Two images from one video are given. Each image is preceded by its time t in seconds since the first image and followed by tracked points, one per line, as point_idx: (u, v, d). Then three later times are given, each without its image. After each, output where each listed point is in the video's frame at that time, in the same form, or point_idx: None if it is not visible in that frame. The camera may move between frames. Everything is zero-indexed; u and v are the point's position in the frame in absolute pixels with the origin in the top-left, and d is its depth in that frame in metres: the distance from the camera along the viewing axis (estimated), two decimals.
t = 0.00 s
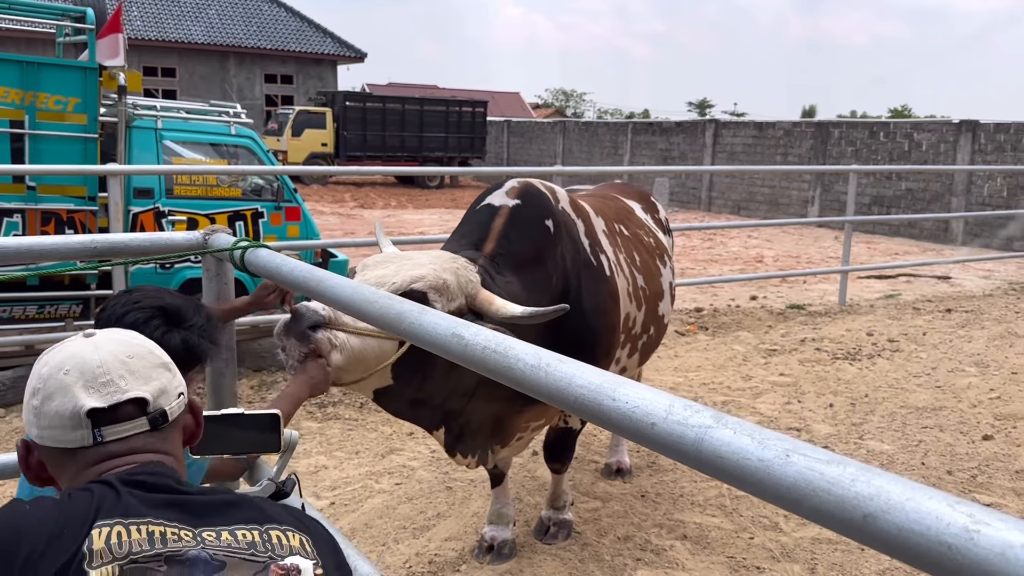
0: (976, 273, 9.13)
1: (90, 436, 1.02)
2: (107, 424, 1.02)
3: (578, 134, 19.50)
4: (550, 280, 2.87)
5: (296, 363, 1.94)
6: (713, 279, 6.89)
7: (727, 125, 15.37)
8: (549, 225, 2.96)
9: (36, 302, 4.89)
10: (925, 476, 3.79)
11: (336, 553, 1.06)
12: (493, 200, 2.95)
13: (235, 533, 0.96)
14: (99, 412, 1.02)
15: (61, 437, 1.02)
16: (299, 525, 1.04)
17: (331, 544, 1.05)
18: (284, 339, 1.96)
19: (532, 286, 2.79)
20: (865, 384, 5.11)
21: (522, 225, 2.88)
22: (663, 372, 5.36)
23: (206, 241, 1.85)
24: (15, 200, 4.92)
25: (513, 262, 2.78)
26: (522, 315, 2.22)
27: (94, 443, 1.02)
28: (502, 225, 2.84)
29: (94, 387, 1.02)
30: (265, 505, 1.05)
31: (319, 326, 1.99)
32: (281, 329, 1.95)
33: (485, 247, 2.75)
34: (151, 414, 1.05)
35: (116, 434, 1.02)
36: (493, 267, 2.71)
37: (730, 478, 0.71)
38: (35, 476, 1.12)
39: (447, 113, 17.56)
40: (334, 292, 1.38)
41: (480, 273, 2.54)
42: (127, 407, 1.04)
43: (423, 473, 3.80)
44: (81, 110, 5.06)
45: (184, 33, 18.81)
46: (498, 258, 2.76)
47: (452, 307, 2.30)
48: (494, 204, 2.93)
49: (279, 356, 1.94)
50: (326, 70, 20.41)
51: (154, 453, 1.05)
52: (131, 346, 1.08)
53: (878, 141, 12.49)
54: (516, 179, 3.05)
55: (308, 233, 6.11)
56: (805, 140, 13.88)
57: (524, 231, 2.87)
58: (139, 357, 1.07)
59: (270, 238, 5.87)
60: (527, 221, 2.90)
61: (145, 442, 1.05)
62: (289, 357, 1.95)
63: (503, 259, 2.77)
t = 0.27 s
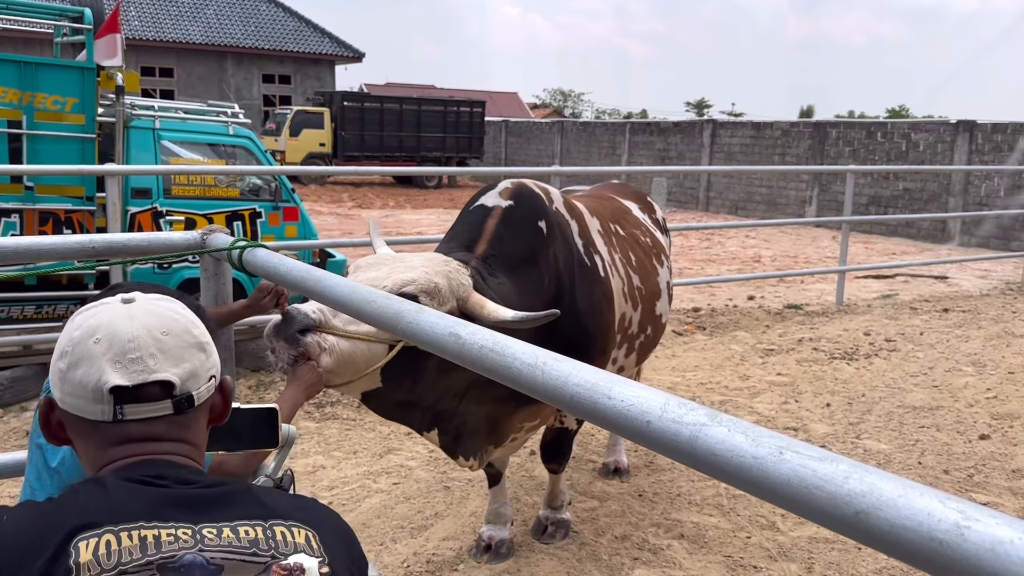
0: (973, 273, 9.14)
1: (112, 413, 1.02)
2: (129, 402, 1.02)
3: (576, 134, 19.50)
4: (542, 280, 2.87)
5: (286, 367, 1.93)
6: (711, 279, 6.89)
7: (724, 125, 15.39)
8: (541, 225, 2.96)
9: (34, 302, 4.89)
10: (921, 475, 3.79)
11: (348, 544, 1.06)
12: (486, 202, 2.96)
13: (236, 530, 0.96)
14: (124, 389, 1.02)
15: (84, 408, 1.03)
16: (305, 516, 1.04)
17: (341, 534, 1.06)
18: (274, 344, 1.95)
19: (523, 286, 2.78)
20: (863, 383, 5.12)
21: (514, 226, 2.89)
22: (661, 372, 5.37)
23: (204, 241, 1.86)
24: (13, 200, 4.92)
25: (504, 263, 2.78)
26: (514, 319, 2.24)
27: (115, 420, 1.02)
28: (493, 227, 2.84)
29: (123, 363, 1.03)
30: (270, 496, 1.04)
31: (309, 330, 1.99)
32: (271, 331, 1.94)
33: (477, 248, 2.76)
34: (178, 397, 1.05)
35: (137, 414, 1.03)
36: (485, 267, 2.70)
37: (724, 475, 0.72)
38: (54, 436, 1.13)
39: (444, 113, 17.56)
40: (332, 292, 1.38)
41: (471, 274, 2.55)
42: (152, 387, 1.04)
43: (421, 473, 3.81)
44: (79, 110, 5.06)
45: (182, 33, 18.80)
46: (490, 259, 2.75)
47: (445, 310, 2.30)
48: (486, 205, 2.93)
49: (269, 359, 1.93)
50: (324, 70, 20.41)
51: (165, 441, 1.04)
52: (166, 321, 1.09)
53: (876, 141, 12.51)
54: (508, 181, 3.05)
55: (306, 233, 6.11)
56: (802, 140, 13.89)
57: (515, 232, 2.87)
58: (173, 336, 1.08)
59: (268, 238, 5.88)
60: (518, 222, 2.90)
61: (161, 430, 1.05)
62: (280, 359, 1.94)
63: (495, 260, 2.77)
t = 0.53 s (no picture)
0: (972, 273, 9.14)
1: (119, 443, 0.98)
2: (136, 433, 0.98)
3: (575, 134, 19.51)
4: (534, 281, 2.87)
5: (285, 370, 1.92)
6: (710, 279, 6.90)
7: (723, 125, 15.40)
8: (533, 227, 2.97)
9: (33, 303, 4.89)
10: (920, 476, 3.80)
11: (364, 569, 1.01)
12: (477, 205, 2.97)
13: None
14: (130, 421, 0.98)
15: (93, 435, 1.00)
16: (314, 551, 0.99)
17: (358, 566, 1.01)
18: (273, 348, 1.94)
19: (515, 288, 2.79)
20: (861, 384, 5.12)
21: (506, 228, 2.89)
22: (660, 372, 5.38)
23: (203, 242, 1.86)
24: (13, 201, 4.92)
25: (495, 265, 2.78)
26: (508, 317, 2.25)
27: (122, 450, 0.99)
28: (484, 229, 2.84)
29: (131, 393, 0.98)
30: (279, 536, 0.98)
31: (308, 333, 1.99)
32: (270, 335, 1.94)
33: (467, 250, 2.76)
34: (190, 429, 1.00)
35: (144, 446, 0.99)
36: (475, 269, 2.71)
37: (721, 476, 0.72)
38: (68, 450, 1.12)
39: (444, 113, 17.57)
40: (330, 294, 1.39)
41: (461, 275, 2.55)
42: (160, 420, 0.99)
43: (420, 473, 3.81)
44: (78, 110, 5.06)
45: (181, 33, 18.80)
46: (480, 261, 2.76)
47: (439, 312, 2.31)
48: (477, 208, 2.94)
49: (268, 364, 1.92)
50: (323, 70, 20.41)
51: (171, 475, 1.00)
52: (184, 343, 1.03)
53: (874, 141, 12.52)
54: (501, 182, 3.06)
55: (305, 233, 6.12)
56: (801, 140, 13.90)
57: (506, 234, 2.87)
58: (189, 361, 1.02)
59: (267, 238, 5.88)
60: (510, 224, 2.91)
61: (170, 463, 1.01)
62: (280, 364, 1.93)
63: (486, 261, 2.78)
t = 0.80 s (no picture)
0: (972, 273, 9.14)
1: (11, 451, 0.88)
2: (28, 443, 0.87)
3: (575, 134, 19.51)
4: (530, 280, 2.86)
5: (282, 372, 1.94)
6: (709, 279, 6.90)
7: (723, 125, 15.41)
8: (529, 226, 2.97)
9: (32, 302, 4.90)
10: (918, 475, 3.80)
11: None
12: (471, 205, 2.98)
13: None
14: (16, 428, 0.87)
15: None
16: None
17: None
18: (270, 350, 1.95)
19: (509, 287, 2.79)
20: (860, 384, 5.12)
21: (500, 228, 2.90)
22: (659, 371, 5.38)
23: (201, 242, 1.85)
24: (12, 201, 4.93)
25: (489, 265, 2.79)
26: (503, 316, 2.26)
27: (15, 459, 0.88)
28: (477, 229, 2.85)
29: (14, 395, 0.87)
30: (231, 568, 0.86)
31: (305, 335, 2.00)
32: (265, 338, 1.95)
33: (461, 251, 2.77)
34: (89, 436, 0.88)
35: (39, 456, 0.88)
36: (469, 269, 2.71)
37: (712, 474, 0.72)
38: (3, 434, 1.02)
39: (444, 113, 17.57)
40: (326, 293, 1.39)
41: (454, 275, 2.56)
42: (49, 428, 0.87)
43: (419, 473, 3.81)
44: (78, 110, 5.07)
45: (182, 34, 18.81)
46: (474, 261, 2.77)
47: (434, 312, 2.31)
48: (472, 208, 2.95)
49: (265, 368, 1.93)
50: (324, 71, 20.42)
51: (107, 494, 0.90)
52: (85, 332, 0.91)
53: (874, 141, 12.52)
54: (497, 182, 3.06)
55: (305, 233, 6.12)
56: (801, 141, 13.90)
57: (500, 234, 2.87)
58: (87, 352, 0.90)
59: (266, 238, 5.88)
60: (505, 224, 2.91)
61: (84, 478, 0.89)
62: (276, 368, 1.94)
63: (479, 262, 2.78)
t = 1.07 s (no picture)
0: (973, 273, 9.13)
1: None
2: None
3: (577, 135, 19.51)
4: (526, 282, 2.87)
5: (279, 377, 1.92)
6: (710, 279, 6.90)
7: (724, 126, 15.40)
8: (525, 227, 2.97)
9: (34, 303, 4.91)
10: (919, 476, 3.79)
11: None
12: (467, 207, 2.97)
13: None
14: None
15: None
16: None
17: None
18: (265, 354, 1.93)
19: (505, 288, 2.78)
20: (861, 384, 5.12)
21: (496, 229, 2.89)
22: (659, 372, 5.38)
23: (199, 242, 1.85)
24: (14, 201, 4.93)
25: (484, 266, 2.78)
26: (498, 318, 2.26)
27: None
28: (472, 231, 2.85)
29: None
30: None
31: (301, 339, 1.99)
32: (262, 341, 1.94)
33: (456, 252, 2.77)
34: None
35: None
36: (464, 271, 2.71)
37: (704, 476, 0.72)
38: None
39: (445, 114, 17.57)
40: (323, 293, 1.39)
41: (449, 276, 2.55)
42: None
43: (419, 474, 3.81)
44: (78, 111, 5.07)
45: (183, 34, 18.83)
46: (469, 262, 2.76)
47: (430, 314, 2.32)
48: (467, 210, 2.94)
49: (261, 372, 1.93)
50: (325, 71, 20.43)
51: None
52: None
53: (876, 141, 12.51)
54: (493, 183, 3.06)
55: (305, 233, 6.13)
56: (803, 141, 13.90)
57: (496, 235, 2.87)
58: None
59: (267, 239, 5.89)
60: (501, 225, 2.91)
61: None
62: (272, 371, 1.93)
63: (474, 263, 2.78)
